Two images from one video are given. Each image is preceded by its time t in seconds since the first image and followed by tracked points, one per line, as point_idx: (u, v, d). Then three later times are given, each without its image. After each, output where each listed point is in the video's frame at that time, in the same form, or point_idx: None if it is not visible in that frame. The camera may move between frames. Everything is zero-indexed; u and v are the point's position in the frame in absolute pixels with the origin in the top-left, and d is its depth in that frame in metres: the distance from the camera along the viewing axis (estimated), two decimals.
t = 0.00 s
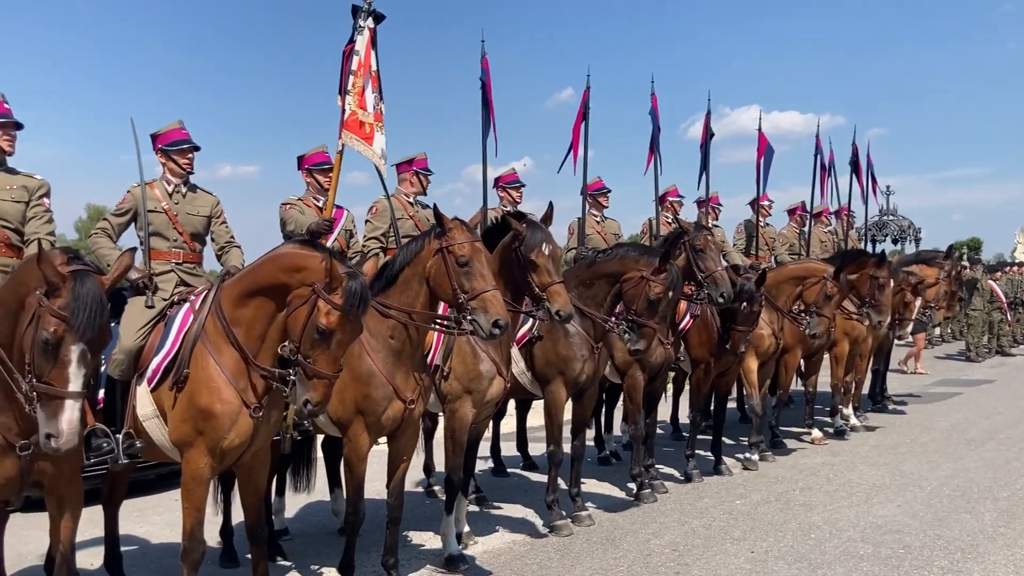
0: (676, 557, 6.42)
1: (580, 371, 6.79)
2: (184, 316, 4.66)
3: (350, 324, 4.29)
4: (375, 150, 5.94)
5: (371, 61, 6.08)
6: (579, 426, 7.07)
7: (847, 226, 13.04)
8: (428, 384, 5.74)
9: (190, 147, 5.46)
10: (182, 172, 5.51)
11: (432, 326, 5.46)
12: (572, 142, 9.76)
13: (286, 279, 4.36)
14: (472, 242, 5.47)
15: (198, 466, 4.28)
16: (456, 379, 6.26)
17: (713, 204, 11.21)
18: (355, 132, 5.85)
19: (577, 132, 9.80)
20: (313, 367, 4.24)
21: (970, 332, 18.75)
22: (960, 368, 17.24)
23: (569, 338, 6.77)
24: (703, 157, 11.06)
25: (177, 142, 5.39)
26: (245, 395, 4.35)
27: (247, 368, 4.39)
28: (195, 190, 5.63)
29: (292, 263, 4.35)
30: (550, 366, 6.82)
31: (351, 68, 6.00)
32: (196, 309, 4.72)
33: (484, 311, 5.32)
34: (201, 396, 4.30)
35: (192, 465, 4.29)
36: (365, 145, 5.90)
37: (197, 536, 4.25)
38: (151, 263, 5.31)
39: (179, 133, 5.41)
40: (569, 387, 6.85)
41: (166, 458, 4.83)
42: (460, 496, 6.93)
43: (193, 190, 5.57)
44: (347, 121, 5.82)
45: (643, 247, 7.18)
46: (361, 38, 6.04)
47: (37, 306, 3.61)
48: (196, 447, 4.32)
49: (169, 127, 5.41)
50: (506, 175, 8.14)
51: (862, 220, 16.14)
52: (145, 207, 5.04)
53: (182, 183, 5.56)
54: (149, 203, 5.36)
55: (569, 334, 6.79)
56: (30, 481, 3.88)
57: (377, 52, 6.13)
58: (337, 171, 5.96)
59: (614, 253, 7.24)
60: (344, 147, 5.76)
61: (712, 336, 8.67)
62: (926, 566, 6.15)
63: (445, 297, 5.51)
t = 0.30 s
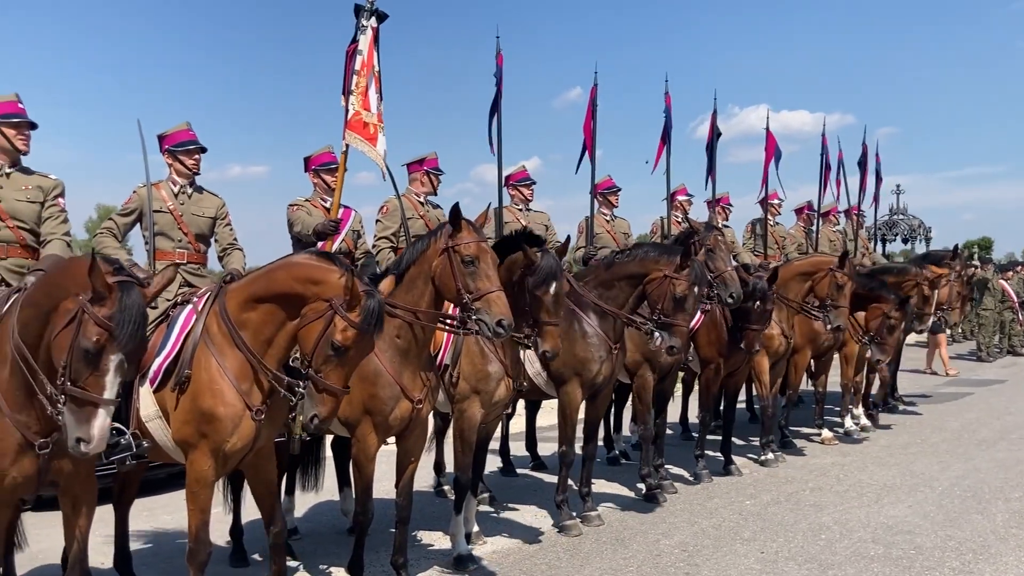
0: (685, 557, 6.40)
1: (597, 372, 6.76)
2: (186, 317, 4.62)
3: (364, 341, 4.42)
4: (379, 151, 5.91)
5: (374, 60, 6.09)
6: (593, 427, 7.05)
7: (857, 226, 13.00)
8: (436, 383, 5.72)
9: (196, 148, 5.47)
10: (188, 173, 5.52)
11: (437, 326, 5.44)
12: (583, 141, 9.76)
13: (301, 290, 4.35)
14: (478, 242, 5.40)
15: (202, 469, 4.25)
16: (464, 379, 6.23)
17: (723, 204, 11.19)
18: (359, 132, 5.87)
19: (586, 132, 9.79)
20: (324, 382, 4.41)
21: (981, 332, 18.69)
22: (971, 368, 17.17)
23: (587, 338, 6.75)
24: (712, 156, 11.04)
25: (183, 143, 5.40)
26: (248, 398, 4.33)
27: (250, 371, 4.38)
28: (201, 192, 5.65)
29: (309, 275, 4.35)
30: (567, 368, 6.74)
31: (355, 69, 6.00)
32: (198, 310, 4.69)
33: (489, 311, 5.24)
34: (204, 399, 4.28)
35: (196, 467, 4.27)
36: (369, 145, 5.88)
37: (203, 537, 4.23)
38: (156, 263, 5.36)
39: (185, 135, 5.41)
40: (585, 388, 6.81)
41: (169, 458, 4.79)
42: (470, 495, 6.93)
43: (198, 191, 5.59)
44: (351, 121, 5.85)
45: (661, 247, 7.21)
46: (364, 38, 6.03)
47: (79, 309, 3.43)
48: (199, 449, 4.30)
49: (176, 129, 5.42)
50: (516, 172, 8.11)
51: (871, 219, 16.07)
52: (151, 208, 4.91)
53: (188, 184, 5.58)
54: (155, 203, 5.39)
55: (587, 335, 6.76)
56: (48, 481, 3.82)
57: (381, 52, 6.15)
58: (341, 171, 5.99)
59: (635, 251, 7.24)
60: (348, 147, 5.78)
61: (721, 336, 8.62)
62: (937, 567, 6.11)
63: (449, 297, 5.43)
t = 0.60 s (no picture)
0: (694, 557, 6.38)
1: (609, 374, 6.73)
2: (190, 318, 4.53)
3: (374, 356, 4.39)
4: (385, 149, 5.96)
5: (377, 59, 6.05)
6: (602, 427, 7.03)
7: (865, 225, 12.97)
8: (441, 380, 5.70)
9: (201, 150, 5.48)
10: (192, 174, 5.51)
11: (441, 321, 5.38)
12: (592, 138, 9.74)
13: (314, 299, 4.38)
14: (478, 235, 5.36)
15: (210, 468, 4.26)
16: (473, 381, 6.17)
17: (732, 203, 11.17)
18: (363, 130, 5.89)
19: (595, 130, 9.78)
20: (329, 394, 4.35)
21: (991, 331, 18.64)
22: (981, 367, 17.12)
23: (599, 340, 6.75)
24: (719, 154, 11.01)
25: (188, 145, 5.42)
26: (255, 398, 4.34)
27: (257, 371, 4.38)
28: (206, 193, 5.65)
29: (323, 285, 4.40)
30: (579, 367, 6.77)
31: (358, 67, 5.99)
32: (204, 310, 4.60)
33: (492, 301, 5.25)
34: (213, 399, 4.29)
35: (204, 467, 4.27)
36: (375, 143, 5.93)
37: (212, 537, 4.23)
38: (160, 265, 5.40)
39: (191, 136, 5.43)
40: (596, 389, 6.80)
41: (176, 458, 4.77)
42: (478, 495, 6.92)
43: (202, 192, 5.60)
44: (355, 119, 5.85)
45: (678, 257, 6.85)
46: (368, 36, 6.03)
47: (120, 311, 3.40)
48: (208, 449, 4.30)
49: (181, 130, 5.45)
50: (531, 170, 8.08)
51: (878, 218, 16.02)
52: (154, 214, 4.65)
53: (192, 186, 5.58)
54: (159, 205, 5.41)
55: (599, 336, 6.76)
56: (59, 481, 3.77)
57: (384, 49, 6.11)
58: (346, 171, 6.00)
59: (645, 258, 6.89)
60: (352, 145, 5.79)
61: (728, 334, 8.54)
62: (947, 567, 6.09)
63: (453, 291, 5.42)
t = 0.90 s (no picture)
0: (701, 558, 6.38)
1: (616, 375, 6.73)
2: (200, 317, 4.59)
3: (389, 350, 4.62)
4: (391, 150, 5.94)
5: (384, 60, 6.07)
6: (609, 428, 7.04)
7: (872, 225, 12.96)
8: (446, 381, 5.70)
9: (203, 150, 5.50)
10: (195, 173, 5.53)
11: (446, 322, 5.41)
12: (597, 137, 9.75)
13: (325, 295, 4.46)
14: (482, 235, 5.35)
15: (223, 466, 4.25)
16: (477, 381, 6.18)
17: (738, 203, 11.16)
18: (370, 132, 5.90)
19: (601, 131, 9.77)
20: (349, 387, 4.68)
21: (999, 331, 18.60)
22: (989, 367, 17.08)
23: (606, 342, 6.74)
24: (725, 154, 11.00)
25: (191, 145, 5.43)
26: (267, 396, 4.34)
27: (268, 368, 4.39)
28: (208, 192, 5.66)
29: (334, 280, 4.47)
30: (587, 368, 6.78)
31: (365, 69, 6.01)
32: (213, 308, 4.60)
33: (497, 302, 5.22)
34: (225, 398, 4.27)
35: (216, 465, 4.26)
36: (380, 145, 5.92)
37: (222, 535, 4.23)
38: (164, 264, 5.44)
39: (194, 135, 5.45)
40: (603, 390, 6.80)
41: (185, 457, 4.80)
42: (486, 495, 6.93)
43: (205, 191, 5.60)
44: (361, 121, 5.86)
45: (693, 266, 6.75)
46: (375, 38, 6.05)
47: (157, 331, 3.42)
48: (220, 447, 4.28)
49: (184, 129, 5.47)
50: (541, 170, 8.08)
51: (885, 218, 15.96)
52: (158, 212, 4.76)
53: (194, 185, 5.59)
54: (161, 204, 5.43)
55: (606, 338, 6.75)
56: (71, 484, 3.82)
57: (391, 52, 6.12)
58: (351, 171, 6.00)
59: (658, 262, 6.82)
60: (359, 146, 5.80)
61: (731, 335, 8.51)
62: (955, 568, 6.07)
63: (458, 291, 5.41)
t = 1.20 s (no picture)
0: (706, 560, 6.36)
1: (621, 375, 6.73)
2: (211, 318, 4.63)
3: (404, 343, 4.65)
4: (396, 150, 5.96)
5: (388, 61, 6.08)
6: (613, 429, 7.04)
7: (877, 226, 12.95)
8: (450, 382, 5.69)
9: (204, 151, 5.50)
10: (195, 175, 5.54)
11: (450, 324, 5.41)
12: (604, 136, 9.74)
13: (337, 291, 4.45)
14: (485, 238, 5.32)
15: (233, 465, 4.23)
16: (478, 382, 6.15)
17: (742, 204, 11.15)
18: (375, 134, 5.91)
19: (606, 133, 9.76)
20: (365, 381, 4.66)
21: (1005, 333, 18.55)
22: (995, 369, 17.03)
23: (612, 342, 6.73)
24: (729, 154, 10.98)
25: (191, 147, 5.43)
26: (277, 394, 4.34)
27: (278, 367, 4.39)
28: (207, 194, 5.66)
29: (345, 276, 4.46)
30: (592, 368, 6.77)
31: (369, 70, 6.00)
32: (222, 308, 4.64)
33: (499, 305, 5.22)
34: (236, 397, 4.24)
35: (226, 464, 4.24)
36: (385, 146, 5.94)
37: (229, 534, 4.22)
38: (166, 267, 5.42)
39: (193, 138, 5.45)
40: (608, 391, 6.79)
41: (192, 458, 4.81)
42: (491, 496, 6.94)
43: (205, 192, 5.61)
44: (365, 122, 5.87)
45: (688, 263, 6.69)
46: (378, 39, 6.04)
47: (180, 347, 3.44)
48: (230, 446, 4.25)
49: (183, 131, 5.48)
50: (546, 170, 8.08)
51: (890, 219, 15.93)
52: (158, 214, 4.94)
53: (194, 187, 5.60)
54: (160, 207, 5.43)
55: (612, 338, 6.74)
56: (77, 484, 3.82)
57: (394, 52, 6.13)
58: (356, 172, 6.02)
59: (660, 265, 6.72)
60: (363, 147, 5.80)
61: (733, 335, 8.47)
62: (962, 570, 6.05)
63: (460, 293, 5.41)
